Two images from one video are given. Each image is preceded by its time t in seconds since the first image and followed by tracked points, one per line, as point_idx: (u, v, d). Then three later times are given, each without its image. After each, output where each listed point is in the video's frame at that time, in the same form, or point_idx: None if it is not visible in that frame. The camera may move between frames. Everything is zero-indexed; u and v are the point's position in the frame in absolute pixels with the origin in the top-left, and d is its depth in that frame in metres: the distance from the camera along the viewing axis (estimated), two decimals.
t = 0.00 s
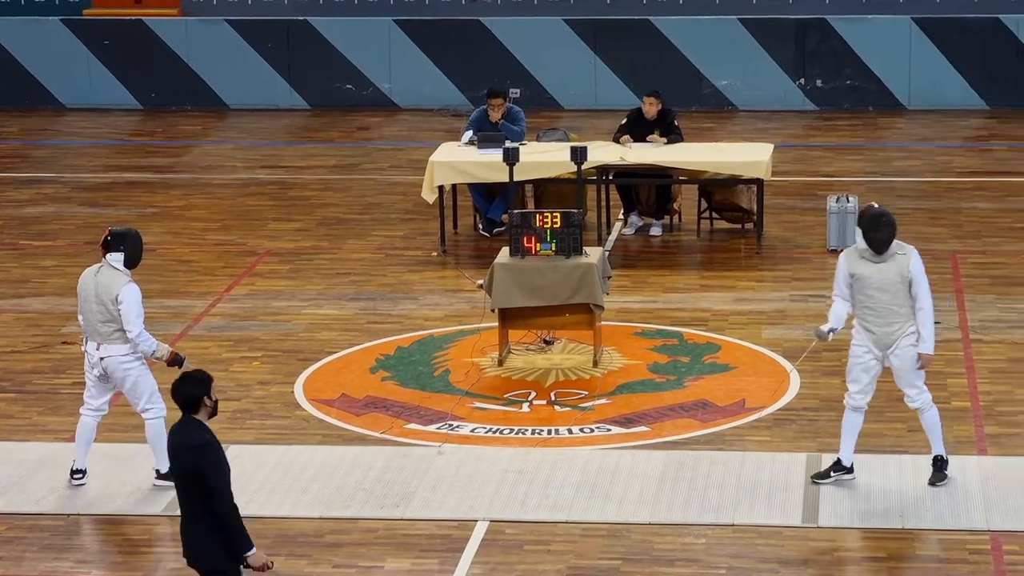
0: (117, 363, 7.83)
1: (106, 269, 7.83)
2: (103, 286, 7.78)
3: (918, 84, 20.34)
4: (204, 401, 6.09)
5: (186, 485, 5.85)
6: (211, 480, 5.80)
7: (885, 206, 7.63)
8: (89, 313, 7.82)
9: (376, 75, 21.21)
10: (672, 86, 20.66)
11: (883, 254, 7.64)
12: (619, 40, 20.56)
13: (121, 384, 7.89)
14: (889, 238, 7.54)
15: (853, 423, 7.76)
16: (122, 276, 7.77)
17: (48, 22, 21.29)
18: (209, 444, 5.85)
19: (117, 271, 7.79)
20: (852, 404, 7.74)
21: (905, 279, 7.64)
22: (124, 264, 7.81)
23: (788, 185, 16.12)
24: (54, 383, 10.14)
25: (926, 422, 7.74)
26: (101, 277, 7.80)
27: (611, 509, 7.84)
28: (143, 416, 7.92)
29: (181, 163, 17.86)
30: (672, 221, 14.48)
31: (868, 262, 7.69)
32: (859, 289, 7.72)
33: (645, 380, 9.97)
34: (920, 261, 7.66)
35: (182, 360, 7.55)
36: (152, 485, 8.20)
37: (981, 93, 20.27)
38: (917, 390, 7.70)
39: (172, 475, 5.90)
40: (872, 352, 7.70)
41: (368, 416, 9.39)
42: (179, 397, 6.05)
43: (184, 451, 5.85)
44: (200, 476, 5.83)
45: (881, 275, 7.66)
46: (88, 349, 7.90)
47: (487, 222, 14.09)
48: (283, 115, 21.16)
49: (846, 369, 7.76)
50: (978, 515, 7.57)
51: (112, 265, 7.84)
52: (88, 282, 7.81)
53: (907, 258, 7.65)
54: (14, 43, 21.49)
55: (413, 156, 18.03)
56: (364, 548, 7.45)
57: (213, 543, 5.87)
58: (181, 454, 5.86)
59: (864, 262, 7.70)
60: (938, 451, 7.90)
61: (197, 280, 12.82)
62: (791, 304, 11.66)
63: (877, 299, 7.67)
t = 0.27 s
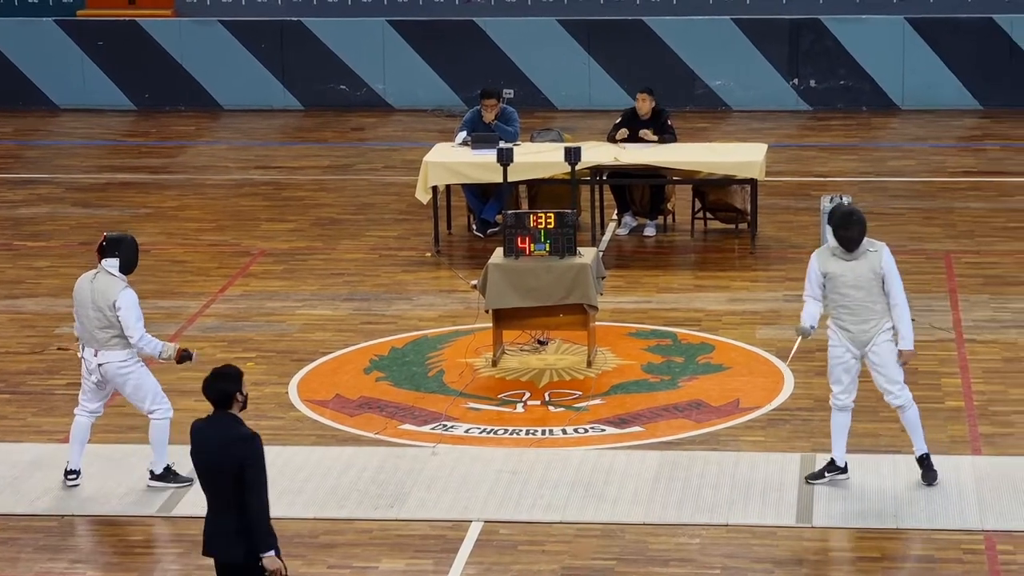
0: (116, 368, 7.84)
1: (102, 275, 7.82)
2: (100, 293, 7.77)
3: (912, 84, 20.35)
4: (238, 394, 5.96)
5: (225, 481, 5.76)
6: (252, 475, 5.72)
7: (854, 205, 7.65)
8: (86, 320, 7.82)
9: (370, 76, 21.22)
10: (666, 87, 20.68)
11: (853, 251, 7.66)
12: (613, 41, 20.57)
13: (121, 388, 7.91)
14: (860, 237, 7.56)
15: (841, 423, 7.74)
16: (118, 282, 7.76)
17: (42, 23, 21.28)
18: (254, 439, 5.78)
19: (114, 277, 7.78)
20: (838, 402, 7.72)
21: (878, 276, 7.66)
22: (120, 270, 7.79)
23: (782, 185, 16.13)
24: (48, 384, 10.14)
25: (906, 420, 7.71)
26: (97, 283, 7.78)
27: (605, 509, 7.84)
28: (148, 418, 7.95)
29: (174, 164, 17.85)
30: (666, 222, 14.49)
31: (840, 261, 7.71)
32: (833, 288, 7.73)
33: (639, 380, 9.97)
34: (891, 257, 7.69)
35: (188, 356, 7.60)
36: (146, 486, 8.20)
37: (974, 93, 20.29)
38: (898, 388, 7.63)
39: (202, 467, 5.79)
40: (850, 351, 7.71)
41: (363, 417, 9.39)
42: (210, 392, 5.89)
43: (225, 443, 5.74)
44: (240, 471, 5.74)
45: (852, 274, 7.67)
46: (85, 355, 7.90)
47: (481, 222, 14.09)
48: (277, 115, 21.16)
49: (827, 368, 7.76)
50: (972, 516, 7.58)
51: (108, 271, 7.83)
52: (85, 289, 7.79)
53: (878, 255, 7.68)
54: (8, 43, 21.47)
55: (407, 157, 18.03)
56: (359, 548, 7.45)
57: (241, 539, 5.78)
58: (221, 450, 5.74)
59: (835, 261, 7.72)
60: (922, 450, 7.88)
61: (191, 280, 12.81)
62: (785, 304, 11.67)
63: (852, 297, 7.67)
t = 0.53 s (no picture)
0: (114, 371, 7.83)
1: (96, 278, 7.78)
2: (95, 297, 7.74)
3: (904, 84, 20.36)
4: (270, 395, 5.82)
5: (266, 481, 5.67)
6: (294, 476, 5.65)
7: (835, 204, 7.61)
8: (82, 324, 7.80)
9: (361, 76, 21.20)
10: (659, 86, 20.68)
11: (833, 252, 7.65)
12: (606, 41, 20.58)
13: (120, 390, 7.90)
14: (836, 237, 7.54)
15: (831, 422, 7.79)
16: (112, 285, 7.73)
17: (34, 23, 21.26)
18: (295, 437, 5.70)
19: (108, 281, 7.75)
20: (827, 402, 7.75)
21: (859, 275, 7.64)
22: (114, 273, 7.76)
23: (775, 185, 16.13)
24: (40, 385, 10.12)
25: (889, 423, 7.74)
26: (91, 288, 7.75)
27: (598, 509, 7.84)
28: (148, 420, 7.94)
29: (166, 165, 17.83)
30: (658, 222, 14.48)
31: (821, 262, 7.71)
32: (816, 288, 7.74)
33: (631, 381, 9.97)
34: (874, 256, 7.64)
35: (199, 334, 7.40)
36: (139, 487, 8.19)
37: (967, 93, 20.31)
38: (879, 390, 7.66)
39: (238, 470, 5.69)
40: (835, 351, 7.72)
41: (355, 417, 9.38)
42: (242, 392, 5.76)
43: (264, 444, 5.66)
44: (282, 471, 5.66)
45: (834, 275, 7.67)
46: (82, 358, 7.89)
47: (473, 222, 14.08)
48: (269, 116, 21.14)
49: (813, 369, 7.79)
50: (964, 515, 7.58)
51: (101, 274, 7.79)
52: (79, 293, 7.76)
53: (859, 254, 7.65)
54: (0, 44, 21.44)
55: (399, 157, 18.01)
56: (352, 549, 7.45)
57: (282, 540, 5.69)
58: (263, 450, 5.66)
59: (816, 261, 7.72)
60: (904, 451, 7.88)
61: (184, 281, 12.80)
62: (778, 303, 11.67)
63: (833, 297, 7.68)
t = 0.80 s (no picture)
0: (107, 371, 7.82)
1: (88, 278, 7.79)
2: (87, 297, 7.74)
3: (896, 84, 20.39)
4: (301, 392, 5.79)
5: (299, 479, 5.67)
6: (330, 473, 5.65)
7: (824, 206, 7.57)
8: (75, 324, 7.79)
9: (353, 78, 21.20)
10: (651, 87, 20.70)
11: (820, 254, 7.63)
12: (597, 41, 20.59)
13: (113, 390, 7.89)
14: (819, 239, 7.52)
15: (824, 423, 7.82)
16: (104, 285, 7.74)
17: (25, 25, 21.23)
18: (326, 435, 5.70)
19: (100, 281, 7.75)
20: (818, 402, 7.80)
21: (848, 276, 7.62)
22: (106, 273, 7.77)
23: (767, 186, 16.15)
24: (32, 386, 10.11)
25: (887, 422, 7.71)
26: (83, 288, 7.75)
27: (590, 510, 7.84)
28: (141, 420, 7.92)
29: (158, 166, 17.81)
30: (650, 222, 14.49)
31: (810, 264, 7.70)
32: (807, 290, 7.76)
33: (623, 381, 9.97)
34: (863, 257, 7.59)
35: (193, 328, 7.45)
36: (130, 488, 8.18)
37: (958, 93, 20.34)
38: (873, 391, 7.65)
39: (270, 468, 5.68)
40: (826, 353, 7.74)
41: (347, 418, 9.38)
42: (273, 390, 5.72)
43: (298, 442, 5.65)
44: (317, 469, 5.67)
45: (823, 278, 7.66)
46: (75, 359, 7.88)
47: (465, 223, 14.08)
48: (261, 117, 21.13)
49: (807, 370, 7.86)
50: (955, 516, 7.59)
51: (93, 274, 7.80)
52: (71, 293, 7.76)
53: (849, 256, 7.62)
54: None
55: (391, 158, 18.01)
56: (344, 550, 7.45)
57: (316, 535, 5.72)
58: (298, 448, 5.65)
59: (806, 263, 7.72)
60: (904, 452, 7.81)
61: (176, 282, 12.79)
62: (769, 304, 11.68)
63: (823, 299, 7.69)
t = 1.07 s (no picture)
0: (98, 372, 7.81)
1: (80, 279, 7.77)
2: (79, 298, 7.72)
3: (887, 84, 20.40)
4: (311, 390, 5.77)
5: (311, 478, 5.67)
6: (341, 473, 5.65)
7: (829, 209, 7.59)
8: (66, 324, 7.78)
9: (344, 78, 21.19)
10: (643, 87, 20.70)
11: (821, 256, 7.65)
12: (589, 41, 20.59)
13: (104, 391, 7.88)
14: (817, 244, 7.54)
15: (819, 423, 7.83)
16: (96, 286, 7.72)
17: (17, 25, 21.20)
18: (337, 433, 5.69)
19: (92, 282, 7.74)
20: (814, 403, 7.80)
21: (847, 281, 7.62)
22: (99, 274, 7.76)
23: (758, 186, 16.15)
24: (23, 387, 10.09)
25: (879, 429, 7.75)
26: (75, 289, 7.73)
27: (581, 510, 7.84)
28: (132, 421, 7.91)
29: (149, 166, 17.79)
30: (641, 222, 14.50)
31: (812, 265, 7.73)
32: (809, 291, 7.79)
33: (615, 381, 9.97)
34: (863, 262, 7.58)
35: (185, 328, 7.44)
36: (122, 489, 8.17)
37: (949, 93, 20.36)
38: (866, 397, 7.68)
39: (281, 468, 5.67)
40: (823, 354, 7.76)
41: (338, 419, 9.37)
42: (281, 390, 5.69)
43: (309, 441, 5.64)
44: (329, 468, 5.66)
45: (824, 280, 7.68)
46: (66, 359, 7.87)
47: (456, 224, 14.08)
48: (253, 117, 21.11)
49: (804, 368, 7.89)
50: (947, 515, 7.60)
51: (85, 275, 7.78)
52: (63, 294, 7.74)
53: (849, 261, 7.61)
54: None
55: (382, 159, 17.99)
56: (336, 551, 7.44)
57: (327, 533, 5.72)
58: (310, 448, 5.64)
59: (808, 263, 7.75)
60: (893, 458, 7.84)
61: (167, 283, 12.77)
62: (761, 304, 11.69)
63: (822, 301, 7.71)
